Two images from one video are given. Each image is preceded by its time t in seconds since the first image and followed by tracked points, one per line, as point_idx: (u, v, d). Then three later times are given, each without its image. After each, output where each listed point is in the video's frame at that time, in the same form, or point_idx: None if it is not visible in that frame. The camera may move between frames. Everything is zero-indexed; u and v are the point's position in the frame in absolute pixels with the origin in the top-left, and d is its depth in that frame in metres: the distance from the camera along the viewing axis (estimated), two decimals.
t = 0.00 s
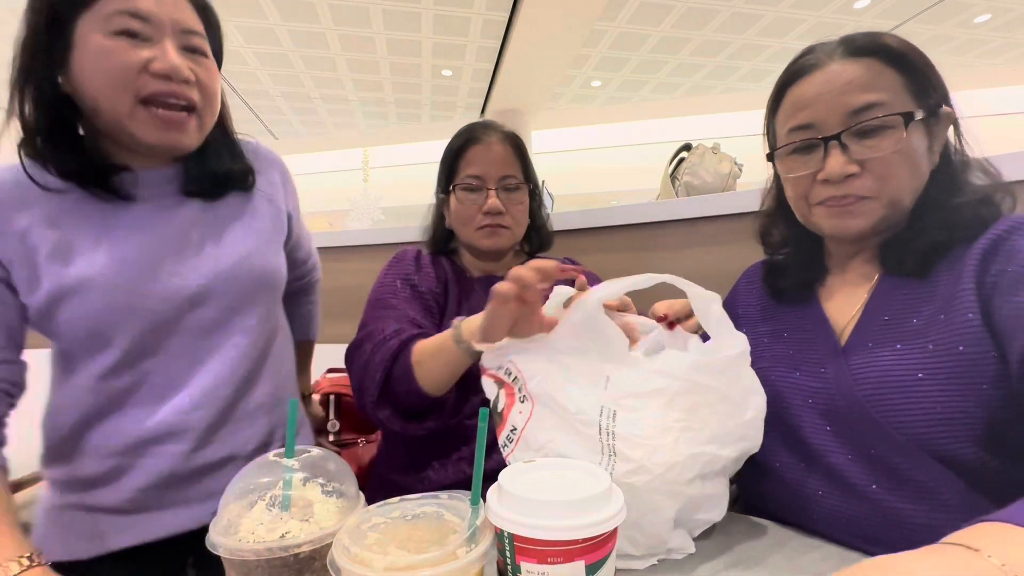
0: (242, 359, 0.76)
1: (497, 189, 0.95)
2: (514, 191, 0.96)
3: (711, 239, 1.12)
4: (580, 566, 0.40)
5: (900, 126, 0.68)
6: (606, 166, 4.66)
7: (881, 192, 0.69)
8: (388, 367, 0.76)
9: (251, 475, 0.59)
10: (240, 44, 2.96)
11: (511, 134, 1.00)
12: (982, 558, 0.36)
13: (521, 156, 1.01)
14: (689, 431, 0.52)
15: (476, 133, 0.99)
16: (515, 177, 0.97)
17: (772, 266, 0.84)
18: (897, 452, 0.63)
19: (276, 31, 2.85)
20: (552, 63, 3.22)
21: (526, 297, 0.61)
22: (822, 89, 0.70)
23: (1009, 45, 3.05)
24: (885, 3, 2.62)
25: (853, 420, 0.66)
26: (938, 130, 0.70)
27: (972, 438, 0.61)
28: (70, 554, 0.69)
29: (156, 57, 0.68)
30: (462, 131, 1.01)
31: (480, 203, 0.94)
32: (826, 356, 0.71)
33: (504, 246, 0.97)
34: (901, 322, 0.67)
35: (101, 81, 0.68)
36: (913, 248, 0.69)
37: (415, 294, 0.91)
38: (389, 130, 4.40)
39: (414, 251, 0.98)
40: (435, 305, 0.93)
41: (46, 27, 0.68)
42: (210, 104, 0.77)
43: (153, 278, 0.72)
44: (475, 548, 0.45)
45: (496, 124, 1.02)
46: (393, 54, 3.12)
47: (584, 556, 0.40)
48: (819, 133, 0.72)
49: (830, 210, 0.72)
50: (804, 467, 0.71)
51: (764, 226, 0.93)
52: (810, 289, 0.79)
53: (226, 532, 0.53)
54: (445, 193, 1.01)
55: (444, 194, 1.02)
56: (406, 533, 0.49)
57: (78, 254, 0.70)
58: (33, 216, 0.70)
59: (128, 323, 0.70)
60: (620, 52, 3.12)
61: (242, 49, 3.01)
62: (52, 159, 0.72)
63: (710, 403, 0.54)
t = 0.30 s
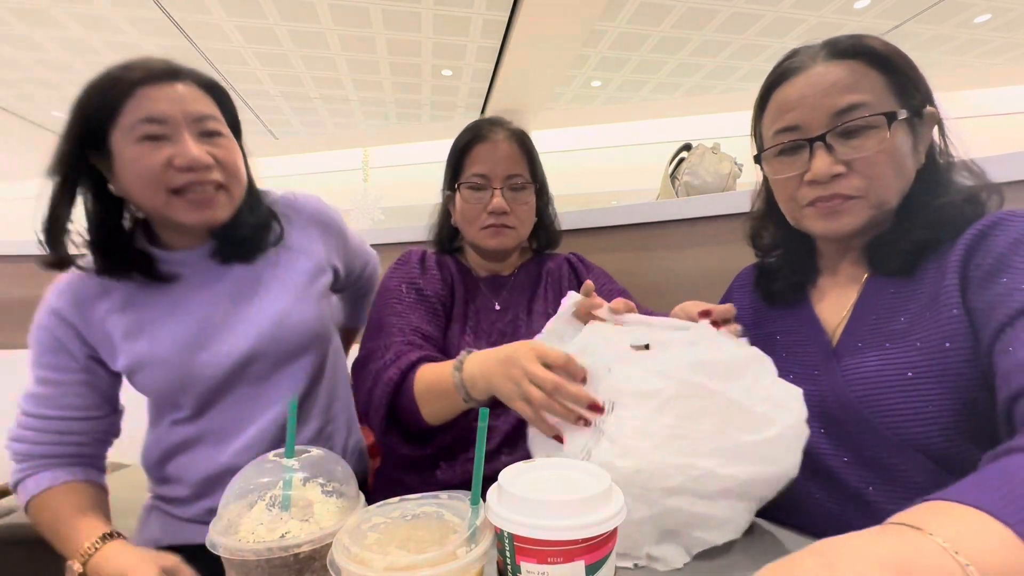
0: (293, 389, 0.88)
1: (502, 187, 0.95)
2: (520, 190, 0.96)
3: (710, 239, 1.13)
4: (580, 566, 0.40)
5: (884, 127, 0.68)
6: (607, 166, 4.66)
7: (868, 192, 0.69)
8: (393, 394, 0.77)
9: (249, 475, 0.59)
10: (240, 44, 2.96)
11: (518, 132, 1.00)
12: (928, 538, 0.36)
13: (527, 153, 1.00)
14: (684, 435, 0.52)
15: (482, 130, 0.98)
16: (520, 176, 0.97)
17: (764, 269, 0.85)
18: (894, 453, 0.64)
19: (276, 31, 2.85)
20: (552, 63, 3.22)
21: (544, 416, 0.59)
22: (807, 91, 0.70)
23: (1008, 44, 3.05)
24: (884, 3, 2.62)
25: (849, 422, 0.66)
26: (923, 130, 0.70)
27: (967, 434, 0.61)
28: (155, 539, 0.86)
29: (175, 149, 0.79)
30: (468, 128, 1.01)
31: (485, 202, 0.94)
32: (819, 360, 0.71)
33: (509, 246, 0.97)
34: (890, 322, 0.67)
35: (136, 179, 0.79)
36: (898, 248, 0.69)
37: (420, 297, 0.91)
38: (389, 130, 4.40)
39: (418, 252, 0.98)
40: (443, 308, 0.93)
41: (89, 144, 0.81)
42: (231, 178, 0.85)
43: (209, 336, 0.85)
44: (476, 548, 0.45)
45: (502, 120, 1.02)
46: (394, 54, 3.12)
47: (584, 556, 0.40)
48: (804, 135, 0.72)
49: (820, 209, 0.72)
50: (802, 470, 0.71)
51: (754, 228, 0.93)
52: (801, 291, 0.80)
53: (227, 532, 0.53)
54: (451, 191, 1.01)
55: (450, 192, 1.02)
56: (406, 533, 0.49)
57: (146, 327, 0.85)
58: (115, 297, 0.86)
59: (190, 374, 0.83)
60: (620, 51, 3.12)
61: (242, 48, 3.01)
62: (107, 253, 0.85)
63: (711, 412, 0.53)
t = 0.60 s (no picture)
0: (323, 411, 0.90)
1: (494, 190, 0.95)
2: (512, 192, 0.96)
3: (708, 240, 1.13)
4: (580, 566, 0.40)
5: (876, 125, 0.68)
6: (606, 166, 4.66)
7: (860, 190, 0.69)
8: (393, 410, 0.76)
9: (249, 476, 0.59)
10: (240, 44, 2.96)
11: (510, 130, 0.99)
12: (925, 552, 0.35)
13: (522, 153, 0.99)
14: (667, 420, 0.53)
15: (473, 130, 0.97)
16: (512, 177, 0.96)
17: (762, 270, 0.85)
18: (888, 454, 0.64)
19: (276, 31, 2.85)
20: (552, 63, 3.23)
21: (538, 418, 0.57)
22: (799, 89, 0.71)
23: (1008, 45, 3.05)
24: (884, 3, 2.62)
25: (843, 423, 0.67)
26: (916, 131, 0.71)
27: (962, 435, 0.61)
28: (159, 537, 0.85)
29: (274, 186, 0.89)
30: (460, 126, 1.00)
31: (477, 205, 0.95)
32: (816, 360, 0.71)
33: (502, 249, 0.97)
34: (885, 324, 0.67)
35: (237, 206, 0.89)
36: (891, 248, 0.69)
37: (413, 302, 0.91)
38: (389, 129, 4.39)
39: (412, 255, 0.98)
40: (433, 312, 0.92)
41: (201, 170, 0.91)
42: (316, 211, 0.94)
43: (263, 347, 0.90)
44: (475, 549, 0.45)
45: (496, 118, 1.01)
46: (394, 54, 3.12)
47: (585, 556, 0.40)
48: (797, 132, 0.72)
49: (814, 207, 0.71)
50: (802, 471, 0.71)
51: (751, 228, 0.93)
52: (797, 293, 0.80)
53: (226, 531, 0.53)
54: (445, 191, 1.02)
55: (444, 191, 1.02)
56: (406, 533, 0.49)
57: (212, 329, 0.90)
58: (192, 293, 0.93)
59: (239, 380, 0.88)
60: (620, 51, 3.12)
61: (242, 48, 3.01)
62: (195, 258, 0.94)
63: (695, 399, 0.53)
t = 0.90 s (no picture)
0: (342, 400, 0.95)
1: (462, 212, 0.95)
2: (480, 212, 0.94)
3: (708, 240, 1.13)
4: (580, 566, 0.40)
5: (875, 125, 0.68)
6: (607, 166, 4.65)
7: (860, 190, 0.69)
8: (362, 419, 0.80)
9: (251, 474, 0.59)
10: (240, 44, 2.96)
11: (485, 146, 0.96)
12: (908, 549, 0.34)
13: (506, 169, 0.97)
14: (667, 423, 0.52)
15: (446, 152, 0.98)
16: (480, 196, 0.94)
17: (761, 270, 0.85)
18: (883, 454, 0.64)
19: (276, 31, 2.84)
20: (553, 63, 3.23)
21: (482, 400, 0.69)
22: (798, 90, 0.70)
23: (1008, 45, 3.05)
24: (885, 3, 2.62)
25: (840, 423, 0.67)
26: (915, 130, 0.71)
27: (956, 433, 0.61)
28: (169, 532, 0.84)
29: (306, 191, 0.96)
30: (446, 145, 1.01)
31: (450, 228, 0.97)
32: (812, 360, 0.71)
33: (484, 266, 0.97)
34: (880, 323, 0.67)
35: (275, 211, 0.97)
36: (889, 248, 0.69)
37: (407, 308, 0.94)
38: (389, 129, 4.39)
39: (413, 261, 1.02)
40: (429, 317, 0.95)
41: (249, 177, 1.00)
42: (348, 212, 1.01)
43: (294, 336, 0.96)
44: (476, 549, 0.45)
45: (477, 132, 0.99)
46: (394, 54, 3.12)
47: (584, 556, 0.40)
48: (796, 133, 0.72)
49: (815, 207, 0.72)
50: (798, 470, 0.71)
51: (751, 227, 0.93)
52: (796, 293, 0.80)
53: (226, 531, 0.53)
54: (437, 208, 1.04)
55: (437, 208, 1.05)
56: (407, 533, 0.49)
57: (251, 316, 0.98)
58: (234, 285, 1.01)
59: (269, 365, 0.93)
60: (620, 51, 3.12)
61: (241, 48, 3.01)
62: (243, 253, 1.02)
63: (699, 400, 0.52)
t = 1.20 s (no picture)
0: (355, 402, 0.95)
1: (502, 240, 0.94)
2: (520, 242, 0.94)
3: (707, 239, 1.13)
4: (580, 566, 0.40)
5: (870, 124, 0.68)
6: (607, 166, 4.65)
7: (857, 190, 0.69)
8: (395, 409, 0.81)
9: (252, 475, 0.59)
10: (240, 44, 2.96)
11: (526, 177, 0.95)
12: None
13: (541, 199, 0.98)
14: (667, 423, 0.52)
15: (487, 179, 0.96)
16: (521, 227, 0.95)
17: (756, 270, 0.85)
18: (874, 450, 0.64)
19: (276, 31, 2.84)
20: (553, 63, 3.23)
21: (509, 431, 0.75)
22: (793, 90, 0.71)
23: (1008, 45, 3.05)
24: (885, 2, 2.61)
25: (831, 420, 0.67)
26: (909, 130, 0.71)
27: (950, 430, 0.61)
28: (177, 535, 0.83)
29: (324, 206, 0.97)
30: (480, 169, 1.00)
31: (486, 254, 0.96)
32: (805, 357, 0.71)
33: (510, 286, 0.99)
34: (873, 320, 0.67)
35: (293, 224, 0.99)
36: (882, 247, 0.69)
37: (423, 309, 0.96)
38: (389, 129, 4.39)
39: (429, 266, 1.03)
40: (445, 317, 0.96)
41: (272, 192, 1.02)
42: (363, 227, 1.02)
43: (316, 340, 0.96)
44: (475, 548, 0.45)
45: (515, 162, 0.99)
46: (393, 54, 3.12)
47: (584, 556, 0.40)
48: (791, 133, 0.72)
49: (811, 207, 0.72)
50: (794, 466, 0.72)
51: (746, 228, 0.94)
52: (792, 291, 0.80)
53: (226, 531, 0.53)
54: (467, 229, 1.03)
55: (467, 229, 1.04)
56: (407, 533, 0.49)
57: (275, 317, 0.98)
58: (257, 287, 1.00)
59: (290, 368, 0.94)
60: (620, 51, 3.11)
61: (241, 48, 3.01)
62: (264, 258, 1.02)
63: (699, 400, 0.52)
